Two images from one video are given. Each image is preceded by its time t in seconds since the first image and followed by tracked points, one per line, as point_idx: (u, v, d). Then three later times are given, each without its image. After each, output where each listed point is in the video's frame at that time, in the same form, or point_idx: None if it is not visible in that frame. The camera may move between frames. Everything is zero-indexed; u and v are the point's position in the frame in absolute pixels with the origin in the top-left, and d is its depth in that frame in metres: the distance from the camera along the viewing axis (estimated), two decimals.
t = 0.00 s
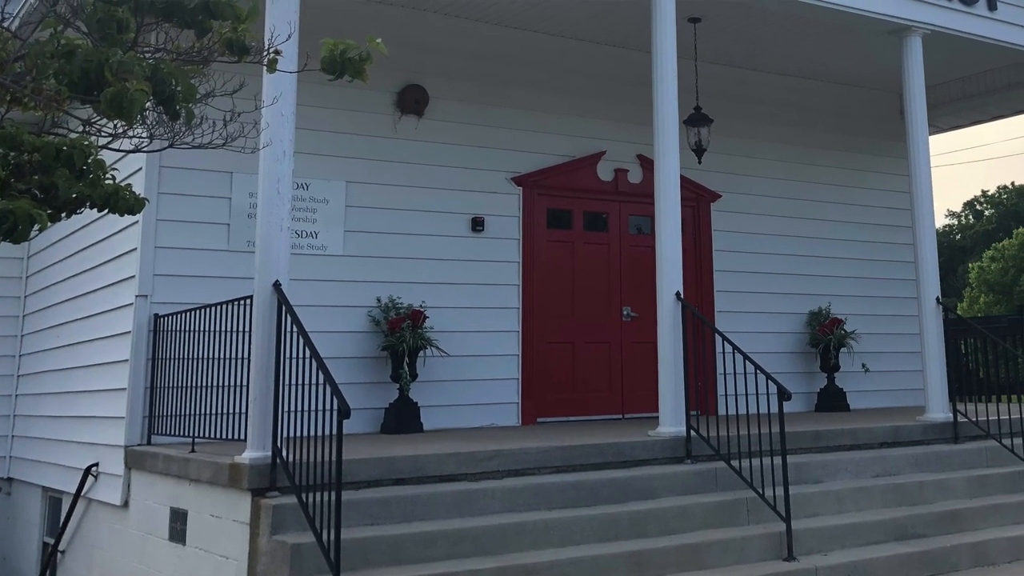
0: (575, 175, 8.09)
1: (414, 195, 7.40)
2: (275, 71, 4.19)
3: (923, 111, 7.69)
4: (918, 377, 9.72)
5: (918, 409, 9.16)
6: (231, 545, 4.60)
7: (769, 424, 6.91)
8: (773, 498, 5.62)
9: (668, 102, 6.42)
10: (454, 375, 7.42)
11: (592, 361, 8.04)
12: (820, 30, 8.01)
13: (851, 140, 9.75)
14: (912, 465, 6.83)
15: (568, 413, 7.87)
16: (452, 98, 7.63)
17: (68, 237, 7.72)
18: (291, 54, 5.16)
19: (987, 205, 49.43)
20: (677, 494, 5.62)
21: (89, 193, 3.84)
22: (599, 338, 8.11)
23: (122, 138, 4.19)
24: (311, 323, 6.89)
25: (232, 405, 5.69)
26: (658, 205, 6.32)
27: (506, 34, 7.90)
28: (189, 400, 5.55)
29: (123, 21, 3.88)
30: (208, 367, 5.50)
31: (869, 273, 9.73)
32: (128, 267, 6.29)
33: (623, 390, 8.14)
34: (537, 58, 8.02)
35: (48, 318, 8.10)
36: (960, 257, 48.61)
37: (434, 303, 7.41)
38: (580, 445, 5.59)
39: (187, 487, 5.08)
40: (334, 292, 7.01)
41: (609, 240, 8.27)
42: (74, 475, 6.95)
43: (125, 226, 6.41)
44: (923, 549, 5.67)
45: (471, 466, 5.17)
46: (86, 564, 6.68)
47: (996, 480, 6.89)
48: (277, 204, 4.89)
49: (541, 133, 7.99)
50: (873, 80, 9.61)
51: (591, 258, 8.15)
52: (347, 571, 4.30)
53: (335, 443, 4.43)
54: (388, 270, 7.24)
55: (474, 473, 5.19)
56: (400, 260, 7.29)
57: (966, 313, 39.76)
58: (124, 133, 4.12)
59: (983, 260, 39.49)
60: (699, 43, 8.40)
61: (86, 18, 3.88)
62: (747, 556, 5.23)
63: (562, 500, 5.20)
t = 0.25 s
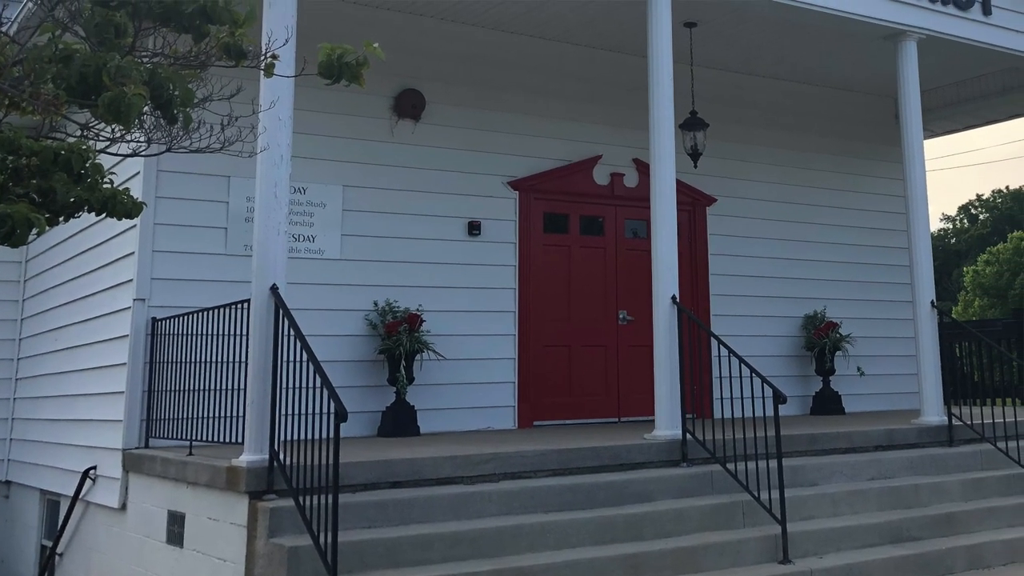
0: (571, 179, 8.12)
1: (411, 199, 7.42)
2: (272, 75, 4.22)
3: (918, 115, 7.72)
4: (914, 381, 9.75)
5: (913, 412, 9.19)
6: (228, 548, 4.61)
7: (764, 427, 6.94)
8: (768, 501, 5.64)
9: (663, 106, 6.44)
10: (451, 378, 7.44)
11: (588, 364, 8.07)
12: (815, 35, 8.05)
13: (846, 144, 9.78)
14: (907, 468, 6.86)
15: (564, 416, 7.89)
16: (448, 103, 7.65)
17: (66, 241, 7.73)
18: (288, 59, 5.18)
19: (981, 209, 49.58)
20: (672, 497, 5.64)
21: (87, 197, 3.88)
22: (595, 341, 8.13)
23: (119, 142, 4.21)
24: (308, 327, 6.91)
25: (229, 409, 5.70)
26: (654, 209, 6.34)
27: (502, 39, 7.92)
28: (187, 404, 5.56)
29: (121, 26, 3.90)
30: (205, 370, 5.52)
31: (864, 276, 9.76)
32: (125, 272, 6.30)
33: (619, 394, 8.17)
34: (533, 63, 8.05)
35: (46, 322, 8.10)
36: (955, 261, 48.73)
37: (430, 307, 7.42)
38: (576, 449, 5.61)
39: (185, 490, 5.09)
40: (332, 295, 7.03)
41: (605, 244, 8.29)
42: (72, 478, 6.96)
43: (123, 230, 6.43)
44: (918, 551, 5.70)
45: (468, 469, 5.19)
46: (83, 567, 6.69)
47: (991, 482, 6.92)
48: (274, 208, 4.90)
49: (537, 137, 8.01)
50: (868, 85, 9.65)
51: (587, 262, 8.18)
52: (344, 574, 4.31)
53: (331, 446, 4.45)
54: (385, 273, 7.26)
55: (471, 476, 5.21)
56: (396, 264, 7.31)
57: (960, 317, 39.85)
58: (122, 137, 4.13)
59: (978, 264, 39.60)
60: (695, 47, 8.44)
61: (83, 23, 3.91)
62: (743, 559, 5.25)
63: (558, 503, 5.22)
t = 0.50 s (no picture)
0: (567, 183, 8.15)
1: (408, 203, 7.44)
2: (269, 79, 4.24)
3: (913, 119, 7.76)
4: (909, 384, 9.79)
5: (908, 415, 9.22)
6: (225, 551, 4.62)
7: (760, 430, 6.96)
8: (763, 504, 5.66)
9: (659, 110, 6.47)
10: (447, 381, 7.45)
11: (585, 368, 8.09)
12: (810, 39, 8.09)
13: (842, 148, 9.82)
14: (902, 471, 6.88)
15: (560, 419, 7.91)
16: (445, 107, 7.68)
17: (64, 245, 7.74)
18: (286, 63, 5.20)
19: (976, 213, 49.70)
20: (668, 499, 5.66)
21: (86, 201, 3.88)
22: (591, 345, 8.15)
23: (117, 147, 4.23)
24: (305, 330, 6.92)
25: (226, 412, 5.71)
26: (650, 213, 6.36)
27: (499, 43, 7.95)
28: (185, 407, 5.57)
29: (119, 30, 3.91)
30: (203, 374, 5.54)
31: (859, 280, 9.80)
32: (123, 275, 6.31)
33: (615, 397, 8.19)
34: (530, 67, 8.08)
35: (44, 325, 8.11)
36: (950, 264, 48.84)
37: (427, 310, 7.44)
38: (572, 452, 5.63)
39: (182, 493, 5.10)
40: (329, 299, 7.04)
41: (601, 248, 8.32)
42: (70, 481, 6.97)
43: (121, 234, 6.44)
44: (913, 554, 5.72)
45: (464, 472, 5.21)
46: (81, 570, 6.70)
47: (985, 485, 6.94)
48: (272, 212, 4.92)
49: (533, 141, 8.04)
50: (863, 89, 9.69)
51: (583, 266, 8.20)
52: None
53: (328, 449, 4.46)
54: (382, 277, 7.28)
55: (467, 479, 5.23)
56: (393, 268, 7.33)
57: (955, 320, 39.94)
58: (120, 142, 4.15)
59: (973, 268, 39.71)
60: (691, 52, 8.47)
61: (81, 29, 3.93)
62: (738, 562, 5.27)
63: (554, 506, 5.23)
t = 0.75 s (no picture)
0: (563, 187, 8.17)
1: (405, 207, 7.46)
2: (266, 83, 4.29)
3: (908, 123, 7.80)
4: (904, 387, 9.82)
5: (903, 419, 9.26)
6: (223, 554, 4.63)
7: (755, 433, 6.98)
8: (759, 506, 5.68)
9: (655, 114, 6.50)
10: (444, 385, 7.47)
11: (581, 371, 8.11)
12: (806, 44, 8.12)
13: (837, 152, 9.86)
14: (897, 474, 6.91)
15: (556, 423, 7.93)
16: (442, 111, 7.70)
17: (62, 248, 7.75)
18: (283, 68, 5.24)
19: (971, 217, 49.83)
20: (664, 502, 5.68)
21: (84, 205, 3.87)
22: (587, 348, 8.18)
23: (115, 151, 4.25)
24: (302, 334, 6.94)
25: (224, 416, 5.73)
26: (646, 217, 6.39)
27: (496, 48, 7.98)
28: (182, 410, 5.59)
29: (117, 35, 3.95)
30: (201, 377, 5.55)
31: (854, 284, 9.83)
32: (121, 279, 6.33)
33: (611, 400, 8.21)
34: (526, 72, 8.11)
35: (42, 328, 8.12)
36: (945, 268, 48.95)
37: (424, 314, 7.46)
38: (568, 455, 5.65)
39: (180, 497, 5.12)
40: (326, 303, 7.06)
41: (598, 252, 8.35)
42: (68, 484, 6.97)
43: (118, 238, 6.45)
44: (908, 557, 5.74)
45: (461, 475, 5.23)
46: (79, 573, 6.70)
47: (980, 488, 6.97)
48: (269, 216, 4.94)
49: (530, 145, 8.07)
50: (858, 94, 9.73)
51: (580, 270, 8.23)
52: None
53: (325, 452, 4.48)
54: (379, 281, 7.30)
55: (464, 482, 5.24)
56: (390, 271, 7.35)
57: (950, 324, 40.03)
58: (118, 146, 4.17)
59: (968, 271, 39.83)
60: (687, 56, 8.51)
61: (79, 33, 3.95)
62: (734, 564, 5.29)
63: (550, 509, 5.25)
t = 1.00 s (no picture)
0: (559, 192, 8.20)
1: (401, 211, 7.48)
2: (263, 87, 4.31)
3: (903, 127, 7.84)
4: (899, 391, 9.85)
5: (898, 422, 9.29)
6: (220, 557, 4.64)
7: (751, 437, 7.01)
8: (754, 509, 5.70)
9: (651, 118, 6.52)
10: (441, 388, 7.49)
11: (577, 375, 8.13)
12: (801, 48, 8.16)
13: (832, 157, 9.90)
14: (892, 477, 6.94)
15: (553, 426, 7.95)
16: (439, 116, 7.73)
17: (60, 252, 7.76)
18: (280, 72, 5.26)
19: (966, 221, 49.96)
20: (660, 505, 5.70)
21: (81, 209, 3.89)
22: (583, 351, 8.20)
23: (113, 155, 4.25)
24: (299, 337, 6.95)
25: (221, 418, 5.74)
26: (642, 221, 6.41)
27: (492, 52, 8.01)
28: (180, 413, 5.60)
29: (115, 39, 4.00)
30: (198, 381, 5.57)
31: (850, 287, 9.87)
32: (119, 282, 6.34)
33: (607, 403, 8.23)
34: (523, 76, 8.14)
35: (40, 332, 8.13)
36: (940, 272, 49.06)
37: (421, 317, 7.48)
38: (564, 458, 5.67)
39: (177, 499, 5.13)
40: (322, 306, 7.08)
41: (594, 255, 8.38)
42: (66, 487, 6.98)
43: (116, 241, 6.47)
44: (902, 559, 5.77)
45: (457, 478, 5.24)
46: None
47: (975, 491, 7.00)
48: (266, 219, 4.95)
49: (526, 149, 8.10)
50: (853, 98, 9.78)
51: (576, 273, 8.25)
52: None
53: (322, 455, 4.49)
54: (376, 285, 7.32)
55: (461, 485, 5.26)
56: (387, 275, 7.37)
57: (945, 327, 40.12)
58: (116, 150, 4.18)
59: (962, 275, 39.94)
60: (683, 61, 8.54)
61: (78, 38, 3.98)
62: (729, 567, 5.31)
63: (547, 512, 5.27)
